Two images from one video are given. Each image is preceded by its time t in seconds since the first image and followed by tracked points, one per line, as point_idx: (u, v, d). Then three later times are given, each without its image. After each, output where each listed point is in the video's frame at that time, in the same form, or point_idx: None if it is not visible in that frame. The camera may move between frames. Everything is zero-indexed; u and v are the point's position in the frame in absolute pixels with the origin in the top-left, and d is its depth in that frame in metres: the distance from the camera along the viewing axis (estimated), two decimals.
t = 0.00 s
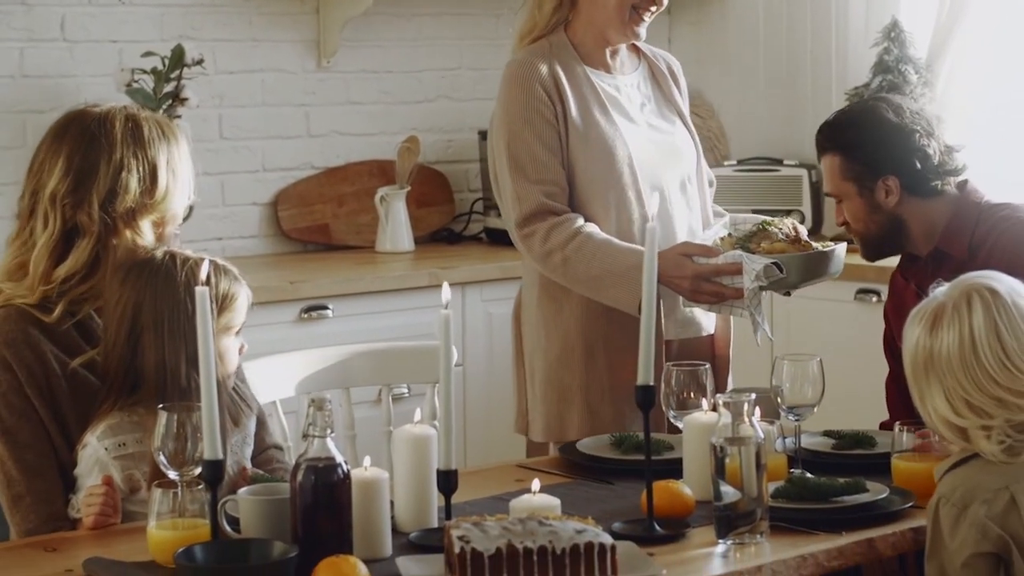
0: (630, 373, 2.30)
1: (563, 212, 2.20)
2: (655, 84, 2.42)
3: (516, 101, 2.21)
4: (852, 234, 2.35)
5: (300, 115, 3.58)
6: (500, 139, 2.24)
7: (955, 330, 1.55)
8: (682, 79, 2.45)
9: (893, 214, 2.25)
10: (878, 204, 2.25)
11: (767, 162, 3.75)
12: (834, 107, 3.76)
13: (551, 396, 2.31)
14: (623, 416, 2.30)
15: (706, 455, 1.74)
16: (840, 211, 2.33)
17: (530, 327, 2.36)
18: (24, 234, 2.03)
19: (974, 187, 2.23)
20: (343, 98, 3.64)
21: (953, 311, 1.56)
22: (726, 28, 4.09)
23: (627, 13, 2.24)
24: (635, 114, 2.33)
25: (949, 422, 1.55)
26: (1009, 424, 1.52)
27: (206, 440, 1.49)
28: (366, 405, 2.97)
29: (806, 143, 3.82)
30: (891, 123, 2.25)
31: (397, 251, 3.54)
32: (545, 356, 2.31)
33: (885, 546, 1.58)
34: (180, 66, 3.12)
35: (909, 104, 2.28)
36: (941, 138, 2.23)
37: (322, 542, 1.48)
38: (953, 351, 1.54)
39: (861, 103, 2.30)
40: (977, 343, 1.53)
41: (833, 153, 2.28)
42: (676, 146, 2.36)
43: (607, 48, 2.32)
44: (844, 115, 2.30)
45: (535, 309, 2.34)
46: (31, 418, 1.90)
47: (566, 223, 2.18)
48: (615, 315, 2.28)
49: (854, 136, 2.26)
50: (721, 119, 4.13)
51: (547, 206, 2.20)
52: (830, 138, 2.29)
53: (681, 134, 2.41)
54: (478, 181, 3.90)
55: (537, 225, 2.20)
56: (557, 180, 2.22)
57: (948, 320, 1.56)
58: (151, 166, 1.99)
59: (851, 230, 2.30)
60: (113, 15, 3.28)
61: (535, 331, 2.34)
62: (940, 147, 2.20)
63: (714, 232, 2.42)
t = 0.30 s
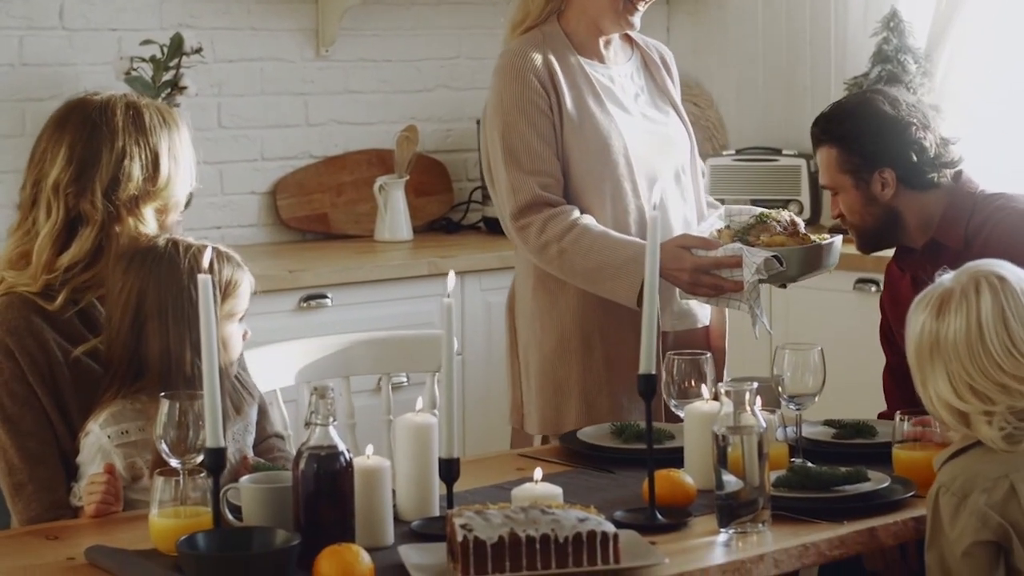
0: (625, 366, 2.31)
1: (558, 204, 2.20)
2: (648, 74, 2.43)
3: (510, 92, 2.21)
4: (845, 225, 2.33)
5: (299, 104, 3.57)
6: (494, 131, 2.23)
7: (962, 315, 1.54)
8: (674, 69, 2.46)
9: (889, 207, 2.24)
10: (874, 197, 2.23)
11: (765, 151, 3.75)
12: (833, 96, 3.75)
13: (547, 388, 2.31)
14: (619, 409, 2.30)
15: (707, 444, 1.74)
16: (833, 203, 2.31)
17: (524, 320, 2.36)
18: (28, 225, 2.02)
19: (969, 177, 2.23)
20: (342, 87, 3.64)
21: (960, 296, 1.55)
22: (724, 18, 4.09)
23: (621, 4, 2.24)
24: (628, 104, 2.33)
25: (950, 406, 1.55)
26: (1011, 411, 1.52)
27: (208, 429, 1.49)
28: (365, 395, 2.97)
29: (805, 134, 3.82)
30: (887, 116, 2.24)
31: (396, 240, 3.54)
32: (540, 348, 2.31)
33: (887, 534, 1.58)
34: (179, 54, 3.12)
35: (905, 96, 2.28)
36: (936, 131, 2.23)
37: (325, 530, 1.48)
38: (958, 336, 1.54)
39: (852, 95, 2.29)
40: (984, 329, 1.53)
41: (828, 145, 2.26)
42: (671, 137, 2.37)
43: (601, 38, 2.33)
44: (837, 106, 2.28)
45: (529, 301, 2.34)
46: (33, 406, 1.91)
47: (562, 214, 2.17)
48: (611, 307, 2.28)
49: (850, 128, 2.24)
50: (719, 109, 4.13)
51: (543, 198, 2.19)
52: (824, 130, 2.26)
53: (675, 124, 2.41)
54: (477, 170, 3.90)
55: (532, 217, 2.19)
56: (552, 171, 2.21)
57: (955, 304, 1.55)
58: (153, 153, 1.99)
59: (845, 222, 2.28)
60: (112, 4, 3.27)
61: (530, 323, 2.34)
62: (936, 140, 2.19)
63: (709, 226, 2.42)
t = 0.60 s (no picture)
0: (622, 366, 2.31)
1: (554, 205, 2.19)
2: (643, 73, 2.43)
3: (506, 91, 2.20)
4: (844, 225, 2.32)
5: (298, 101, 3.57)
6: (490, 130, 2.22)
7: (986, 309, 1.55)
8: (668, 69, 2.46)
9: (889, 207, 2.23)
10: (875, 197, 2.22)
11: (764, 150, 3.75)
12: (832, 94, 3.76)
13: (543, 390, 2.31)
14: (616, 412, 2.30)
15: (710, 443, 1.74)
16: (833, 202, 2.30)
17: (520, 320, 2.36)
18: (31, 225, 2.01)
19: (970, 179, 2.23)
20: (341, 85, 3.64)
21: (982, 292, 1.56)
22: (722, 17, 4.09)
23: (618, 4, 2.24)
24: (624, 103, 2.33)
25: (961, 397, 1.56)
26: (1020, 408, 1.53)
27: (212, 427, 1.49)
28: (364, 393, 2.97)
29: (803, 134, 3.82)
30: (889, 116, 2.24)
31: (394, 238, 3.54)
32: (537, 349, 2.31)
33: (891, 534, 1.58)
34: (177, 50, 3.11)
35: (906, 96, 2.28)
36: (938, 131, 2.23)
37: (330, 528, 1.48)
38: (976, 331, 1.55)
39: (854, 95, 2.28)
40: (1006, 324, 1.54)
41: (829, 144, 2.25)
42: (667, 137, 2.37)
43: (597, 36, 2.33)
44: (838, 106, 2.27)
45: (525, 300, 2.34)
46: (37, 402, 1.90)
47: (560, 215, 2.16)
48: (608, 308, 2.28)
49: (851, 127, 2.23)
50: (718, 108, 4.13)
51: (540, 200, 2.18)
52: (825, 130, 2.26)
53: (670, 124, 2.42)
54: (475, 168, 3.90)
55: (530, 218, 2.18)
56: (549, 171, 2.21)
57: (979, 297, 1.56)
58: (157, 149, 2.00)
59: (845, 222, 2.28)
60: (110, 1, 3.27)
61: (525, 324, 2.34)
62: (938, 141, 2.19)
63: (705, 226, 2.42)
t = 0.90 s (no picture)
0: (612, 368, 2.31)
1: (546, 206, 2.19)
2: (632, 74, 2.42)
3: (498, 92, 2.20)
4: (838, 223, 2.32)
5: (290, 100, 3.57)
6: (481, 131, 2.22)
7: (998, 309, 1.54)
8: (658, 70, 2.46)
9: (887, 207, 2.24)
10: (873, 196, 2.23)
11: (755, 151, 3.75)
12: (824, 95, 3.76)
13: (533, 392, 2.30)
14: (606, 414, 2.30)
15: (706, 443, 1.74)
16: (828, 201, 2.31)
17: (508, 321, 2.35)
18: (27, 224, 2.01)
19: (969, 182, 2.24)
20: (333, 83, 3.63)
21: (995, 292, 1.55)
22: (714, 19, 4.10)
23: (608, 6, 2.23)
24: (614, 104, 2.33)
25: (967, 394, 1.56)
26: None
27: (209, 426, 1.49)
28: (355, 392, 2.97)
29: (795, 136, 3.83)
30: (893, 117, 2.24)
31: (386, 237, 3.54)
32: (526, 351, 2.30)
33: (887, 537, 1.58)
34: (170, 48, 3.10)
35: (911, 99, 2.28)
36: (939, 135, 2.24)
37: (327, 526, 1.48)
38: (985, 331, 1.54)
39: (854, 94, 2.29)
40: (1016, 326, 1.53)
41: (828, 140, 2.25)
42: (656, 138, 2.37)
43: (588, 36, 2.32)
44: (838, 104, 2.28)
45: (513, 300, 2.33)
46: (33, 399, 1.89)
47: (551, 217, 2.16)
48: (599, 309, 2.28)
49: (852, 125, 2.23)
50: (708, 110, 4.14)
51: (530, 201, 2.18)
52: (824, 126, 2.26)
53: (659, 124, 2.42)
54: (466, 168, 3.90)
55: (521, 219, 2.18)
56: (539, 172, 2.20)
57: (992, 297, 1.55)
58: (153, 144, 1.99)
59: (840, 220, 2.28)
60: None
61: (514, 325, 2.33)
62: (939, 144, 2.20)
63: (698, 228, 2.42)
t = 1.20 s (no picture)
0: (598, 369, 2.30)
1: (534, 207, 2.19)
2: (617, 76, 2.42)
3: (483, 95, 2.19)
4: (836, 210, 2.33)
5: (276, 101, 3.56)
6: (467, 133, 2.21)
7: (1000, 306, 1.57)
8: (642, 72, 2.46)
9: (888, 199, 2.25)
10: (876, 187, 2.24)
11: (741, 152, 3.76)
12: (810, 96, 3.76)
13: (517, 395, 2.31)
14: (591, 417, 2.31)
15: (700, 445, 1.73)
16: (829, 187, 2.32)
17: (492, 322, 2.34)
18: (18, 226, 2.00)
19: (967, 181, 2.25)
20: (318, 84, 3.63)
21: (997, 292, 1.58)
22: (700, 20, 4.11)
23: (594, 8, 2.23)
24: (600, 104, 2.32)
25: (967, 390, 1.58)
26: None
27: (204, 428, 1.48)
28: (343, 393, 2.97)
29: (781, 138, 3.84)
30: (904, 109, 2.24)
31: (372, 239, 3.54)
32: (511, 353, 2.30)
33: (882, 537, 1.58)
34: (157, 49, 3.10)
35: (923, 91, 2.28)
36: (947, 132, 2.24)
37: (322, 528, 1.47)
38: (987, 330, 1.57)
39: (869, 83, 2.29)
40: (1018, 323, 1.56)
41: (837, 125, 2.27)
42: (642, 141, 2.37)
43: (574, 38, 2.32)
44: (852, 90, 2.29)
45: (497, 301, 2.32)
46: (27, 402, 1.88)
47: (537, 220, 2.16)
48: (585, 311, 2.27)
49: (862, 112, 2.24)
50: (694, 112, 4.14)
51: (518, 204, 2.18)
52: (835, 110, 2.27)
53: (645, 126, 2.42)
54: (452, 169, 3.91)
55: (509, 222, 2.18)
56: (525, 175, 2.20)
57: (994, 295, 1.58)
58: (145, 141, 2.00)
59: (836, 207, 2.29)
60: None
61: (498, 326, 2.32)
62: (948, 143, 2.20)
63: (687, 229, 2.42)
